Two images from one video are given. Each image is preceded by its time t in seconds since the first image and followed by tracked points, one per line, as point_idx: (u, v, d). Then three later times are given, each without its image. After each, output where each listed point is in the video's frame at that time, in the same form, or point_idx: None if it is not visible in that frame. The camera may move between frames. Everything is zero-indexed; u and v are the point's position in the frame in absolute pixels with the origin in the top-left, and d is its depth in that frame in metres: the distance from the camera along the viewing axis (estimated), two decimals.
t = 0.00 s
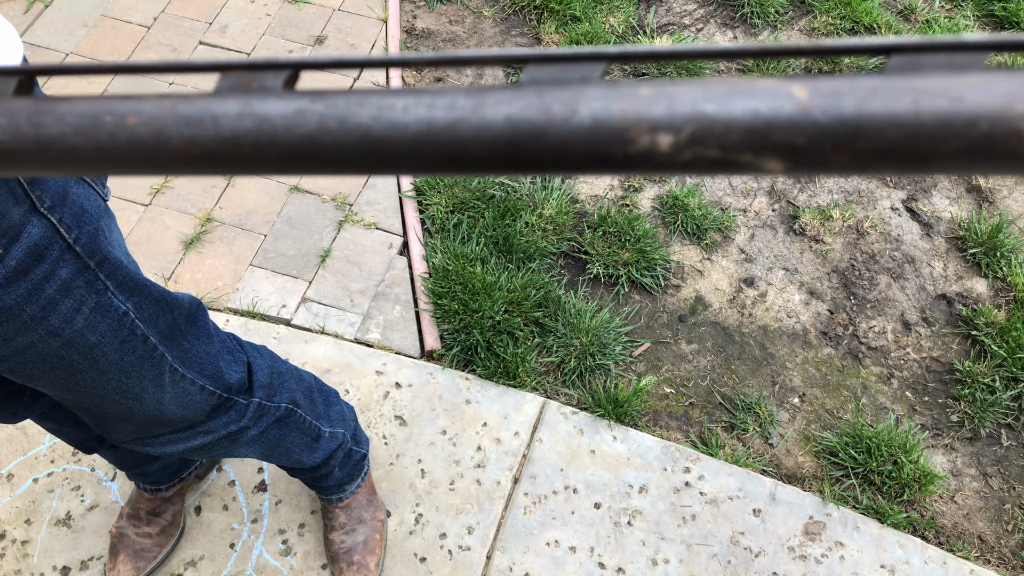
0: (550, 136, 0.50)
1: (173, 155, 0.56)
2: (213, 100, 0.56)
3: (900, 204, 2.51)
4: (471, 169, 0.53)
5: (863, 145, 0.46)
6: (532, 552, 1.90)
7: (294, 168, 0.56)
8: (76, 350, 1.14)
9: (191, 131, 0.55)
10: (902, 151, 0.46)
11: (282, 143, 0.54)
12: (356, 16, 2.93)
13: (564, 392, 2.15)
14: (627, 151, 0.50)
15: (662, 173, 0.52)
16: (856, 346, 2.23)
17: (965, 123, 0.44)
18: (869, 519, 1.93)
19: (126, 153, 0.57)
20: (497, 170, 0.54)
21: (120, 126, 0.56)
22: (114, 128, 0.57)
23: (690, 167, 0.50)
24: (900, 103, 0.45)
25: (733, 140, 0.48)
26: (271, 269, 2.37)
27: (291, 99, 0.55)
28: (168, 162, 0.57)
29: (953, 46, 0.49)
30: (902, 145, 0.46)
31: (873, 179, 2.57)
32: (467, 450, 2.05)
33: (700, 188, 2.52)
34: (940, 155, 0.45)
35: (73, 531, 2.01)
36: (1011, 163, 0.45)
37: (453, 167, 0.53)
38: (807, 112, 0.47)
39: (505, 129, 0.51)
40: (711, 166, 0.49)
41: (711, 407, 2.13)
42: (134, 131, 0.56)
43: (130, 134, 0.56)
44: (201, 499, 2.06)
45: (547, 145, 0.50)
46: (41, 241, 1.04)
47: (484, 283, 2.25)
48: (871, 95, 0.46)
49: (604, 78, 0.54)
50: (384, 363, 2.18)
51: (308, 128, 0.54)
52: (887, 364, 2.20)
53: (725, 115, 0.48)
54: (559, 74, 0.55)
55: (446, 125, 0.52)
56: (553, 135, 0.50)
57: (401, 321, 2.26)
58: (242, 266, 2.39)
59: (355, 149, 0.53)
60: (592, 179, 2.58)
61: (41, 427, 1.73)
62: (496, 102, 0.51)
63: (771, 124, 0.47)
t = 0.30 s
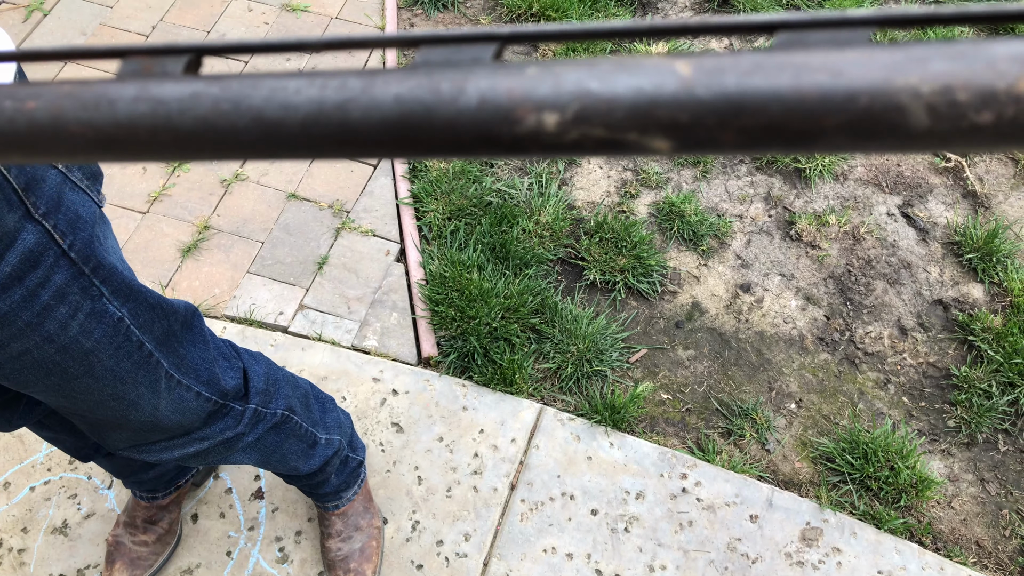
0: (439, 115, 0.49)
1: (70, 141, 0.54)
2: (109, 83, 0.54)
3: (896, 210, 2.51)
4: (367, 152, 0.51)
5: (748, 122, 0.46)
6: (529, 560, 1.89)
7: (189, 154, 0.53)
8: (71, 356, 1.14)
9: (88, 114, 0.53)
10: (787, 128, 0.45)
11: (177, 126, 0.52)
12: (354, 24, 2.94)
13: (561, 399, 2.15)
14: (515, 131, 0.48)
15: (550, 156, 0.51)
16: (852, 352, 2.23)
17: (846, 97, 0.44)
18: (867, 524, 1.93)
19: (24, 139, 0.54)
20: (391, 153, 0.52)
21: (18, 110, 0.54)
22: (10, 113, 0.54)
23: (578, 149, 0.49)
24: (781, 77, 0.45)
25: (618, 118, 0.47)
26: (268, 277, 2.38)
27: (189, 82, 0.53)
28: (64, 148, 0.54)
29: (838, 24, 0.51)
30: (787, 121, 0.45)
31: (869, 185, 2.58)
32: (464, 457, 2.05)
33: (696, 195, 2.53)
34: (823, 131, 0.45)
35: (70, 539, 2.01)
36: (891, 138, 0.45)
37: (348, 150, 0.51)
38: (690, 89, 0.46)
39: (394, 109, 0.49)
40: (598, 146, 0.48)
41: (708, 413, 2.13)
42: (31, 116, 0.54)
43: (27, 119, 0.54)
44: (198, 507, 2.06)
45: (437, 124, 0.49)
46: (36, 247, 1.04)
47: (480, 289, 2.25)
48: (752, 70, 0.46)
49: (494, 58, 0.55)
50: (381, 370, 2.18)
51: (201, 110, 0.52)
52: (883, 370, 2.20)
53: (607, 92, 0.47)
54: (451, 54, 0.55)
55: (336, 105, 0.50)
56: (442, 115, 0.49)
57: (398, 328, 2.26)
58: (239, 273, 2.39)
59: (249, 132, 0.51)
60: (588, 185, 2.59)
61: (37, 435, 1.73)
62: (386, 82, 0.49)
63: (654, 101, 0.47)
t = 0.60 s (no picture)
0: (325, 93, 0.49)
1: None
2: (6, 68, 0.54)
3: (894, 216, 2.51)
4: (260, 134, 0.51)
5: (625, 98, 0.45)
6: (526, 568, 1.89)
7: (88, 136, 0.54)
8: (67, 366, 1.14)
9: None
10: (665, 104, 0.45)
11: (72, 107, 0.53)
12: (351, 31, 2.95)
13: (559, 406, 2.15)
14: (401, 109, 0.48)
15: (441, 137, 0.51)
16: (850, 359, 2.23)
17: (720, 71, 0.44)
18: (866, 532, 1.92)
19: None
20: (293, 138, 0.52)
21: None
22: None
23: (465, 127, 0.49)
24: (658, 51, 0.45)
25: (500, 95, 0.47)
26: (266, 285, 2.38)
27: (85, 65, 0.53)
28: None
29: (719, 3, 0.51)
30: (663, 95, 0.45)
31: (866, 191, 2.58)
32: (462, 465, 2.04)
33: (694, 202, 2.53)
34: (700, 106, 0.45)
35: (67, 548, 2.00)
36: (769, 113, 0.45)
37: (240, 131, 0.51)
38: (568, 65, 0.46)
39: (283, 87, 0.50)
40: (481, 123, 0.48)
41: (706, 420, 2.13)
42: None
43: None
44: (195, 516, 2.05)
45: (324, 102, 0.49)
46: (33, 257, 1.04)
47: (478, 296, 2.25)
48: (629, 44, 0.45)
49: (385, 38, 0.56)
50: (379, 378, 2.18)
51: (94, 91, 0.52)
52: (881, 377, 2.20)
53: (489, 69, 0.47)
54: (343, 36, 0.56)
55: (226, 85, 0.50)
56: (328, 92, 0.49)
57: (395, 335, 2.26)
58: (237, 281, 2.39)
59: (140, 112, 0.52)
60: (586, 192, 2.59)
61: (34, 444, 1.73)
62: (276, 62, 0.50)
63: (534, 78, 0.46)
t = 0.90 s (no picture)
0: (280, 85, 0.50)
1: None
2: None
3: (893, 231, 2.52)
4: (219, 127, 0.52)
5: (570, 85, 0.46)
6: None
7: (51, 130, 0.55)
8: (72, 379, 1.15)
9: None
10: (609, 89, 0.46)
11: (36, 103, 0.53)
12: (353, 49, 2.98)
13: (560, 421, 2.15)
14: (352, 99, 0.49)
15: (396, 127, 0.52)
16: (851, 373, 2.23)
17: (660, 58, 0.45)
18: (868, 547, 1.92)
19: None
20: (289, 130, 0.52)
21: None
22: None
23: (418, 117, 0.50)
24: (600, 38, 0.46)
25: (450, 84, 0.48)
26: (268, 299, 2.39)
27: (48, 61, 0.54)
28: None
29: None
30: (607, 83, 0.46)
31: (865, 206, 2.59)
32: (463, 480, 2.04)
33: (693, 217, 2.55)
34: (644, 92, 0.46)
35: (67, 563, 2.00)
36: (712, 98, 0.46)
37: (200, 125, 0.52)
38: (515, 53, 0.47)
39: (239, 79, 0.50)
40: (432, 112, 0.49)
41: (707, 434, 2.13)
42: None
43: None
44: (196, 531, 2.05)
45: (278, 93, 0.50)
46: (39, 272, 1.06)
47: (479, 311, 2.26)
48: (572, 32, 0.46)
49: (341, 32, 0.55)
50: (380, 393, 2.18)
51: (58, 86, 0.53)
52: (882, 392, 2.20)
53: (438, 59, 0.48)
54: (300, 30, 0.55)
55: (185, 78, 0.51)
56: (283, 83, 0.50)
57: (397, 350, 2.27)
58: (239, 296, 2.40)
59: (103, 106, 0.52)
60: (586, 207, 2.61)
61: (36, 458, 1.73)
62: (232, 53, 0.51)
63: (483, 66, 0.48)
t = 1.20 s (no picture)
0: (251, 108, 0.51)
1: None
2: None
3: (890, 246, 2.53)
4: (196, 148, 0.53)
5: (521, 109, 0.48)
6: None
7: (32, 150, 0.56)
8: (76, 394, 1.16)
9: None
10: (558, 114, 0.47)
11: (20, 126, 0.54)
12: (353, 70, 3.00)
13: (560, 437, 2.15)
14: (320, 123, 0.51)
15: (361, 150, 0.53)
16: (850, 389, 2.23)
17: (605, 84, 0.47)
18: (869, 563, 1.91)
19: None
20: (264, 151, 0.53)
21: None
22: None
23: (379, 139, 0.51)
24: (550, 64, 0.47)
25: (411, 107, 0.49)
26: (268, 317, 2.40)
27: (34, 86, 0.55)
28: None
29: (606, 19, 0.52)
30: (556, 108, 0.47)
31: (863, 222, 2.60)
32: (463, 497, 2.04)
33: (691, 233, 2.56)
34: (589, 117, 0.47)
35: None
36: (653, 122, 0.48)
37: (178, 147, 0.53)
38: (472, 80, 0.49)
39: (214, 104, 0.51)
40: (394, 135, 0.50)
41: (706, 451, 2.13)
42: None
43: None
44: (195, 549, 2.04)
45: (250, 116, 0.51)
46: (45, 286, 1.07)
47: (478, 327, 2.26)
48: (524, 58, 0.48)
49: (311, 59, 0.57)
50: (380, 411, 2.18)
51: (42, 111, 0.54)
52: (882, 408, 2.20)
53: (399, 85, 0.49)
54: (272, 57, 0.56)
55: (163, 103, 0.52)
56: (255, 107, 0.51)
57: (396, 367, 2.28)
58: (239, 314, 2.41)
59: (85, 130, 0.54)
60: (584, 224, 2.62)
61: (36, 477, 1.74)
62: (209, 79, 0.52)
63: (441, 91, 0.49)
